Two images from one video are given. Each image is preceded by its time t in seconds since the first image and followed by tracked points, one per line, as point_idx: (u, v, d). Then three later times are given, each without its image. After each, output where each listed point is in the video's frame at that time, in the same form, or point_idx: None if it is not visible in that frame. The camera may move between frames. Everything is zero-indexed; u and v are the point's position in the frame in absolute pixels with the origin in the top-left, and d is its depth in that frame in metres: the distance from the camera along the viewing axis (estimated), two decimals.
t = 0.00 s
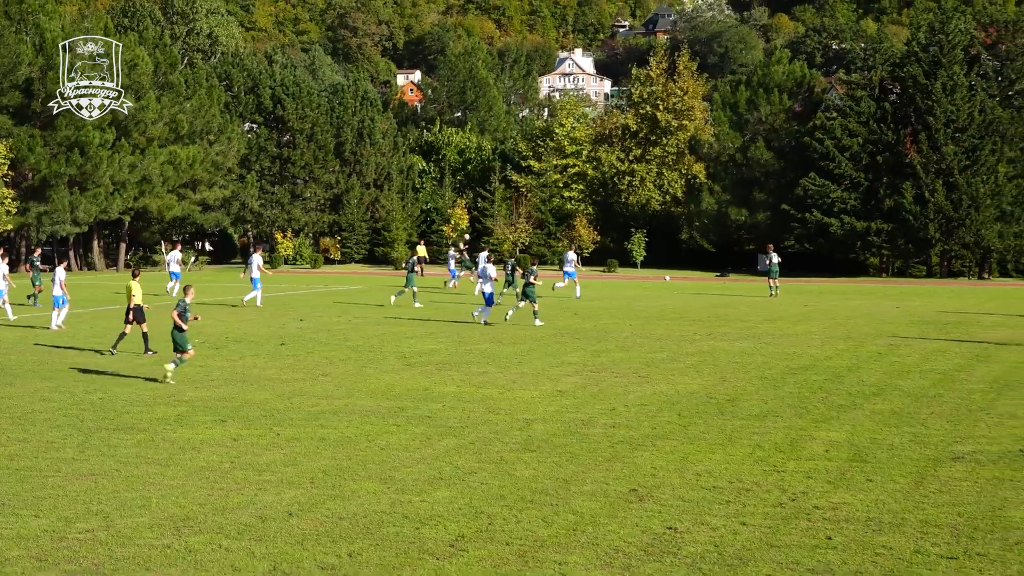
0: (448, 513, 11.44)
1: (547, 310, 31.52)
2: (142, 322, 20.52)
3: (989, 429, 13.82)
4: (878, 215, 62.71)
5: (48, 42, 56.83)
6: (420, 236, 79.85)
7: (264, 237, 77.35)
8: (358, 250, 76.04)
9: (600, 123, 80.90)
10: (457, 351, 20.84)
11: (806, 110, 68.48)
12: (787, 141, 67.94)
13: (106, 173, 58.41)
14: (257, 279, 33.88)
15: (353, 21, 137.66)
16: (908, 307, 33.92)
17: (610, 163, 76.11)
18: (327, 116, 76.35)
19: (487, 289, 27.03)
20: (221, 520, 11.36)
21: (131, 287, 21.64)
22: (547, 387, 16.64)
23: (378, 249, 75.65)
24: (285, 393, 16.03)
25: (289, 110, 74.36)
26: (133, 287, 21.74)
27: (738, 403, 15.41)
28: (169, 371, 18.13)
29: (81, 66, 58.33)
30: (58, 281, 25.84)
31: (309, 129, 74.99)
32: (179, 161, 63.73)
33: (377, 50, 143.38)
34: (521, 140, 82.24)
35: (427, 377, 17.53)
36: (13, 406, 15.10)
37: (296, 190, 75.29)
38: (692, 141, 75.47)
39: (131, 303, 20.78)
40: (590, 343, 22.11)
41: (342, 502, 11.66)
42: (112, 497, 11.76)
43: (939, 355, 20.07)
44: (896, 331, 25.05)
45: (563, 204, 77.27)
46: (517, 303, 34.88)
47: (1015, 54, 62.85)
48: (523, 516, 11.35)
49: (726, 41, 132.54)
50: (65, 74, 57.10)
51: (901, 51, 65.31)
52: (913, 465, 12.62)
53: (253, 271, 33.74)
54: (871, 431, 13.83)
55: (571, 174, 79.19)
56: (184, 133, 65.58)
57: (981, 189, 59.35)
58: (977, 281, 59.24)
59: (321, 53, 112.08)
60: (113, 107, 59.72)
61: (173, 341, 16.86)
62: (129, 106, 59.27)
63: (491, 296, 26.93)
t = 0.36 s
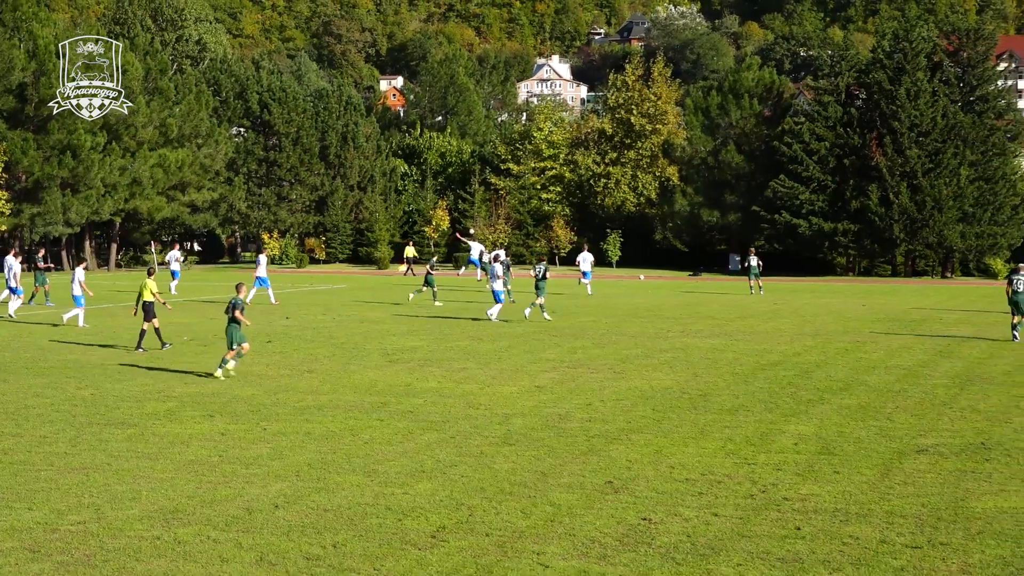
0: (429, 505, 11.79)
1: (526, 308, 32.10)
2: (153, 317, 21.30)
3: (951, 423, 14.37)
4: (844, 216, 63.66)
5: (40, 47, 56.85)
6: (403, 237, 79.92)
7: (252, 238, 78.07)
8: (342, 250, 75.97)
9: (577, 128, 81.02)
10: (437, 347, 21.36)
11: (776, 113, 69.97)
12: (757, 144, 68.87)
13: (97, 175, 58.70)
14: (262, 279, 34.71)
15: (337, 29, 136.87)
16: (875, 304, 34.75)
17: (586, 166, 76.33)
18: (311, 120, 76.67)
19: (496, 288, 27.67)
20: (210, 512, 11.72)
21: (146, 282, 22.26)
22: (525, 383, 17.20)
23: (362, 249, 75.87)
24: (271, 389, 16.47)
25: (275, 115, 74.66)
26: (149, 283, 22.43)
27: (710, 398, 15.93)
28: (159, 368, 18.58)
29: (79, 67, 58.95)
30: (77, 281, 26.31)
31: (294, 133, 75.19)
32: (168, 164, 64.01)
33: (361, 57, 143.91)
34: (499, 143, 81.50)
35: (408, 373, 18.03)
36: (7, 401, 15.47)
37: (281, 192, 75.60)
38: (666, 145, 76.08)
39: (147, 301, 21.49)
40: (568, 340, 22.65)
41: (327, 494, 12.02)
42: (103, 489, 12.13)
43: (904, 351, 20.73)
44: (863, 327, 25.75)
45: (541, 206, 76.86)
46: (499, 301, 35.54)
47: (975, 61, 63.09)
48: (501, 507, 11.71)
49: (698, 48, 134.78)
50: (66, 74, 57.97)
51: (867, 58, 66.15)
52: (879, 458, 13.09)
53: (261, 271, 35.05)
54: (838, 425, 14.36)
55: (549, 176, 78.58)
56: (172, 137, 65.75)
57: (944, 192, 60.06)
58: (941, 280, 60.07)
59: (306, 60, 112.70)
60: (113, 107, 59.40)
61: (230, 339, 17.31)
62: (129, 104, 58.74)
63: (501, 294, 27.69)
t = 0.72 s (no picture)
0: (414, 503, 11.83)
1: (511, 308, 32.19)
2: (162, 315, 21.28)
3: (931, 421, 14.47)
4: (825, 216, 63.96)
5: (24, 48, 56.77)
6: (387, 236, 80.11)
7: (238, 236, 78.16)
8: (326, 249, 76.91)
9: (559, 128, 81.27)
10: (421, 347, 21.42)
11: (757, 114, 69.71)
12: (740, 144, 68.99)
13: (83, 175, 58.62)
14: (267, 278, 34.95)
15: (321, 29, 139.06)
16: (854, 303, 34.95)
17: (570, 166, 76.37)
18: (296, 120, 76.50)
19: (506, 289, 27.71)
20: (194, 510, 11.75)
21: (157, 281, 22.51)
22: (508, 381, 17.28)
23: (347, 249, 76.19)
24: (256, 388, 16.53)
25: (259, 115, 74.36)
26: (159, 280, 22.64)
27: (693, 396, 16.04)
28: (142, 367, 18.66)
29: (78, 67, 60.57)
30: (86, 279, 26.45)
31: (278, 133, 74.99)
32: (153, 164, 63.96)
33: (345, 58, 144.11)
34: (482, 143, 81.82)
35: (392, 372, 18.10)
36: None
37: (266, 192, 75.53)
38: (649, 145, 75.97)
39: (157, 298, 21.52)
40: (551, 338, 22.74)
41: (311, 493, 12.05)
42: (88, 489, 12.14)
43: (885, 349, 20.89)
44: (844, 325, 25.89)
45: (525, 206, 77.58)
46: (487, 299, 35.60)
47: (955, 62, 63.05)
48: (486, 506, 11.74)
49: (681, 48, 135.10)
50: (65, 74, 59.47)
51: (849, 58, 66.21)
52: (861, 456, 13.17)
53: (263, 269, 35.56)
54: (819, 423, 14.46)
55: (532, 176, 78.78)
56: (158, 137, 65.69)
57: (924, 191, 60.39)
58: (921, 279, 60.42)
59: (289, 60, 112.55)
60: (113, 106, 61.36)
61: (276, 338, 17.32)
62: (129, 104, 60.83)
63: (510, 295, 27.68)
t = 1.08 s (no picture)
0: (415, 503, 11.83)
1: (512, 308, 32.24)
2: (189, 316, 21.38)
3: (933, 421, 14.46)
4: (826, 216, 63.70)
5: (24, 48, 56.63)
6: (388, 237, 79.85)
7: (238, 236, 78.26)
8: (326, 250, 76.46)
9: (560, 128, 81.18)
10: (423, 347, 21.44)
11: (758, 114, 69.44)
12: (740, 144, 68.81)
13: (83, 176, 58.65)
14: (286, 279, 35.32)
15: (321, 29, 138.82)
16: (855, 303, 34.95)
17: (570, 166, 76.48)
18: (297, 121, 76.51)
19: (525, 291, 27.76)
20: (195, 511, 11.76)
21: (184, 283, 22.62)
22: (509, 381, 17.29)
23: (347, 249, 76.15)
24: (258, 388, 16.55)
25: (260, 115, 74.45)
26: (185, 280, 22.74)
27: (694, 397, 16.06)
28: (144, 367, 18.68)
29: (77, 67, 60.52)
30: (112, 279, 26.93)
31: (279, 134, 75.08)
32: (154, 166, 64.05)
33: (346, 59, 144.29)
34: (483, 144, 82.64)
35: (394, 372, 18.11)
36: None
37: (267, 192, 75.74)
38: (649, 145, 75.94)
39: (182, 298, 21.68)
40: (552, 339, 22.75)
41: (312, 493, 12.06)
42: (89, 489, 12.15)
43: (885, 349, 20.89)
44: (843, 325, 25.92)
45: (526, 206, 77.57)
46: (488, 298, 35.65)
47: (955, 61, 62.88)
48: (488, 506, 11.74)
49: (681, 48, 134.83)
50: (65, 74, 59.50)
51: (849, 58, 66.20)
52: (862, 456, 13.18)
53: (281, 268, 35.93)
54: (821, 423, 14.46)
55: (532, 176, 79.15)
56: (158, 138, 65.74)
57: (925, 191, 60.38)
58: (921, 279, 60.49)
59: (289, 60, 112.61)
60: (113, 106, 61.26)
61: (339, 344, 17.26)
62: (128, 105, 60.81)
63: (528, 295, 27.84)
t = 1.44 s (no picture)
0: (415, 503, 11.82)
1: (511, 307, 32.21)
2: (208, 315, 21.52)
3: (933, 421, 14.46)
4: (825, 215, 63.67)
5: (25, 48, 56.56)
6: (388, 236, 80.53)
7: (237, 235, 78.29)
8: (326, 249, 76.80)
9: (560, 127, 81.32)
10: (422, 346, 21.43)
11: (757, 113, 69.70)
12: (739, 144, 68.87)
13: (83, 175, 58.65)
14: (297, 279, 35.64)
15: (321, 29, 138.72)
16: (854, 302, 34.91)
17: (569, 166, 76.55)
18: (296, 120, 76.50)
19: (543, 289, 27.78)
20: (195, 510, 11.75)
21: (205, 279, 22.65)
22: (509, 381, 17.28)
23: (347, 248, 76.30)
24: (258, 388, 16.55)
25: (260, 115, 74.35)
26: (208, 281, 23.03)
27: (694, 396, 16.05)
28: (142, 366, 18.68)
29: (77, 67, 60.57)
30: (134, 277, 27.07)
31: (279, 133, 75.10)
32: (153, 165, 64.07)
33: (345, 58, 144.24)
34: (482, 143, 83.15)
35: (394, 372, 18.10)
36: None
37: (267, 192, 75.80)
38: (648, 145, 75.83)
39: (204, 297, 21.90)
40: (552, 338, 22.74)
41: (312, 492, 12.06)
42: (89, 488, 12.14)
43: (885, 349, 20.87)
44: (843, 325, 25.88)
45: (525, 205, 77.94)
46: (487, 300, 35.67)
47: (955, 61, 62.97)
48: (487, 505, 11.73)
49: (680, 47, 134.97)
50: (65, 74, 59.50)
51: (849, 58, 66.18)
52: (861, 455, 13.17)
53: (292, 269, 35.91)
54: (820, 422, 14.45)
55: (532, 175, 79.30)
56: (158, 136, 65.77)
57: (925, 190, 60.36)
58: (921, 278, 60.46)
59: (288, 59, 112.71)
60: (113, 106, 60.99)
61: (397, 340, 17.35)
62: (129, 104, 60.47)
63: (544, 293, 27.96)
